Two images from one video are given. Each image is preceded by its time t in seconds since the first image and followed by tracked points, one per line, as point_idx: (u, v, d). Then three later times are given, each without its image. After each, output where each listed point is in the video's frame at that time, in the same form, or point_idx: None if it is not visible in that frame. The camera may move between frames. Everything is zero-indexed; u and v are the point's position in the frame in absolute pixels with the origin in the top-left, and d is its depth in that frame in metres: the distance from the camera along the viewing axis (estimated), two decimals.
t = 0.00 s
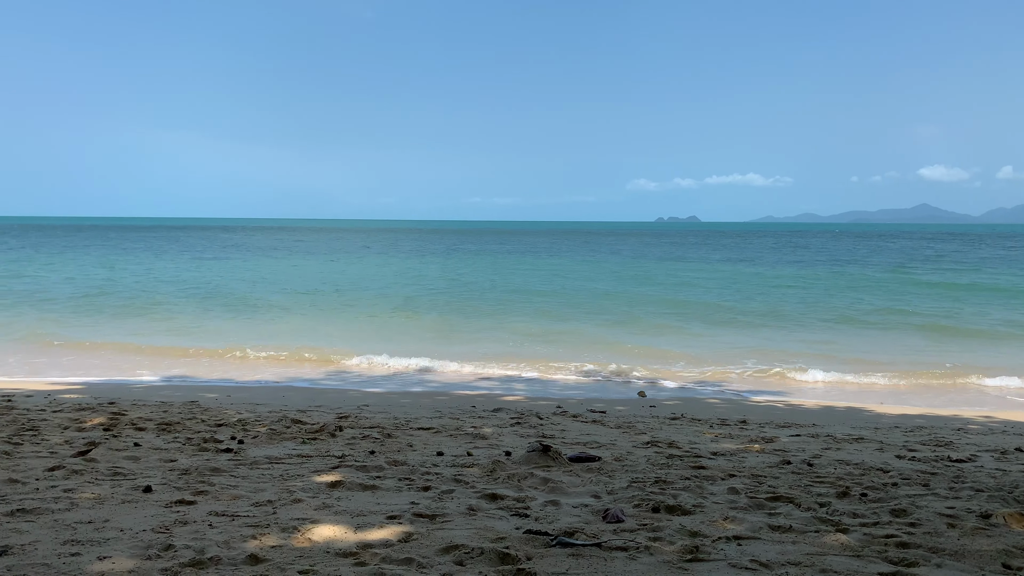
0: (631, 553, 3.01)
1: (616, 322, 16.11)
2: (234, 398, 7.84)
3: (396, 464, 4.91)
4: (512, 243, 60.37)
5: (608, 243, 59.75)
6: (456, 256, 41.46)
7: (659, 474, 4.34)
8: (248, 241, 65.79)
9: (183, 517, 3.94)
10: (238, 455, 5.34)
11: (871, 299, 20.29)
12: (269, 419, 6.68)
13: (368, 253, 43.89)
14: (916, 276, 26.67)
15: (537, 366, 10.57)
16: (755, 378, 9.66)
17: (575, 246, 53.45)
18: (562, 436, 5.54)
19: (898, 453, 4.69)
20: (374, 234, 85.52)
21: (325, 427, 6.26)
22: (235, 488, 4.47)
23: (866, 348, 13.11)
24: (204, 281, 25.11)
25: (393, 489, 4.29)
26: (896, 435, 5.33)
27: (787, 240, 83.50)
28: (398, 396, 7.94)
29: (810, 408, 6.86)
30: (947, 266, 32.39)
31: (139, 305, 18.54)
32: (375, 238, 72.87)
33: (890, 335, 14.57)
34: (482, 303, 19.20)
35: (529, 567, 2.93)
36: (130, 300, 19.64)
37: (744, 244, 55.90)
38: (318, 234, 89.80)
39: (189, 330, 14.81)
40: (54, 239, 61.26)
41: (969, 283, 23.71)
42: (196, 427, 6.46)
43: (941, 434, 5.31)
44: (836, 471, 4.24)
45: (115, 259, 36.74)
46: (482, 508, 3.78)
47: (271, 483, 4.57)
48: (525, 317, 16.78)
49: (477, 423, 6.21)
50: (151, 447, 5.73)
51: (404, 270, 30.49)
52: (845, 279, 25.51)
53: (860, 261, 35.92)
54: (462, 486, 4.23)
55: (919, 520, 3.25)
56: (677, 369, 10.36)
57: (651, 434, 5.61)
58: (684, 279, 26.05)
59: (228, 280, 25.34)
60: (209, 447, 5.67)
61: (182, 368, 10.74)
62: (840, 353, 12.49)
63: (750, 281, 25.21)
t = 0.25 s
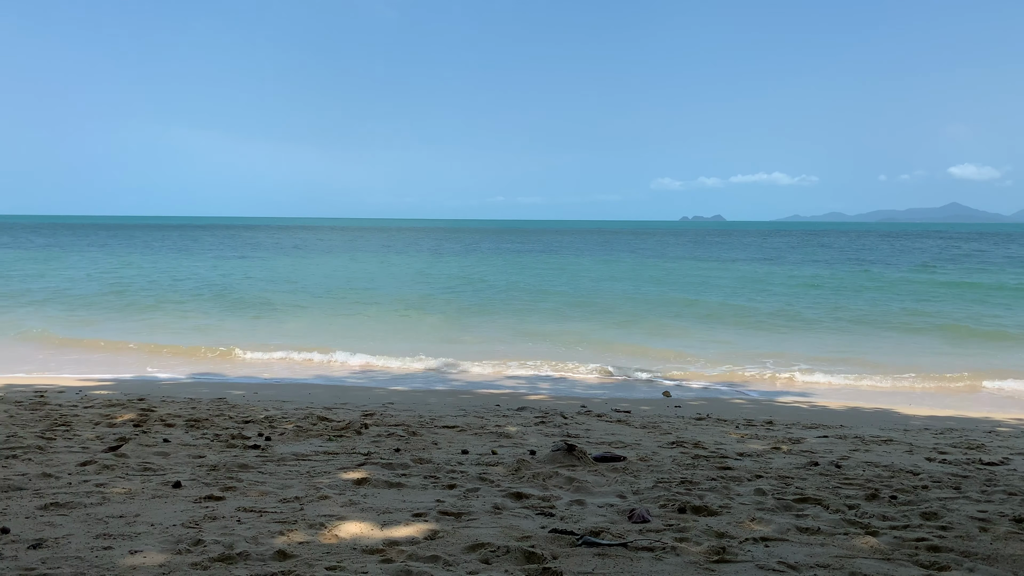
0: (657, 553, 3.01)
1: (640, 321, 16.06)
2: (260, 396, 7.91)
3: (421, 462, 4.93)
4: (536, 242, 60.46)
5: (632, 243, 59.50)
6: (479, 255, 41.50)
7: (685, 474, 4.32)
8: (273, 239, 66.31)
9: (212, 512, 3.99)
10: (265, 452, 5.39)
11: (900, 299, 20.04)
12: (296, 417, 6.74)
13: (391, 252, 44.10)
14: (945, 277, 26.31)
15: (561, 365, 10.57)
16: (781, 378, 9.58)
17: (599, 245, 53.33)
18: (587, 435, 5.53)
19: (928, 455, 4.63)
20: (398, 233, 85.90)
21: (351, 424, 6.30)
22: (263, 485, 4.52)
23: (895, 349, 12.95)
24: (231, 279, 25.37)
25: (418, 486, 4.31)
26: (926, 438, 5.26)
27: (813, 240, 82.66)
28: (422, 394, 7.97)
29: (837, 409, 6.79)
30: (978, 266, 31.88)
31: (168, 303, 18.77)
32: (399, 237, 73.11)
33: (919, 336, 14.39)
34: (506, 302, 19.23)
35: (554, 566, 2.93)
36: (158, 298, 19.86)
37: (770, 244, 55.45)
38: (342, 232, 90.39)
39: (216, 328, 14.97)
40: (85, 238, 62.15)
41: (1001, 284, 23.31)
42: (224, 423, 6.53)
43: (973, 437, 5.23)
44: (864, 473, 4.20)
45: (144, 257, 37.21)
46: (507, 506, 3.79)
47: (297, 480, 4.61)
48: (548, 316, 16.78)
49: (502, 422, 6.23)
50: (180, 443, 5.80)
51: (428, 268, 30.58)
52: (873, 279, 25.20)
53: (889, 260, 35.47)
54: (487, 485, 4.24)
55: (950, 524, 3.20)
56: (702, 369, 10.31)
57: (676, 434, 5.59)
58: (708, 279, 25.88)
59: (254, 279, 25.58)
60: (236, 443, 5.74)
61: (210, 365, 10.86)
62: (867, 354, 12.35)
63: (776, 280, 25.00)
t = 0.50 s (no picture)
0: (685, 554, 3.00)
1: (665, 321, 16.00)
2: (289, 394, 8.00)
3: (448, 461, 4.95)
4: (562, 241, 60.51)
5: (656, 241, 59.24)
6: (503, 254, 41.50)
7: (713, 475, 4.30)
8: (301, 239, 66.78)
9: (243, 509, 4.04)
10: (294, 450, 5.45)
11: (930, 299, 19.76)
12: (324, 415, 6.81)
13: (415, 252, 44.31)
14: (977, 276, 25.88)
15: (587, 365, 10.57)
16: (810, 379, 9.50)
17: (622, 244, 53.09)
18: (614, 435, 5.53)
19: (961, 457, 4.57)
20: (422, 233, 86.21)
21: (378, 423, 6.34)
22: (293, 482, 4.57)
23: (924, 350, 12.78)
24: (258, 279, 25.64)
25: (446, 485, 4.34)
26: (960, 439, 5.18)
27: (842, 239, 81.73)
28: (449, 393, 8.01)
29: (867, 410, 6.73)
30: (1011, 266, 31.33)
31: (197, 303, 19.01)
32: (423, 237, 73.32)
33: (950, 337, 14.19)
34: (531, 302, 19.24)
35: (583, 565, 2.94)
36: (187, 298, 20.14)
37: (797, 243, 54.92)
38: (367, 233, 90.94)
39: (245, 328, 15.14)
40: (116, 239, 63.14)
41: None
42: (253, 422, 6.60)
43: (1007, 438, 5.14)
44: (896, 474, 4.15)
45: (173, 258, 37.72)
46: (535, 506, 3.80)
47: (326, 478, 4.65)
48: (573, 316, 16.77)
49: (528, 422, 6.23)
50: (211, 441, 5.88)
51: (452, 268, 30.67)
52: (902, 279, 24.87)
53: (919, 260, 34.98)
54: (514, 484, 4.25)
55: (985, 527, 3.16)
56: (728, 369, 10.26)
57: (703, 434, 5.56)
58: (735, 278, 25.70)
59: (280, 279, 25.85)
60: (266, 441, 5.80)
61: (239, 363, 11.00)
62: (897, 355, 12.19)
63: (803, 280, 24.75)
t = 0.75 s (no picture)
0: (722, 555, 2.98)
1: (697, 321, 15.90)
2: (323, 393, 8.08)
3: (481, 460, 4.97)
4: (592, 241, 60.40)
5: (688, 240, 58.88)
6: (532, 254, 41.44)
7: (749, 476, 4.26)
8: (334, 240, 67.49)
9: (280, 507, 4.09)
10: (329, 449, 5.50)
11: (969, 297, 19.39)
12: (358, 414, 6.87)
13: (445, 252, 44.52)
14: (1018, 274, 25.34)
15: (618, 365, 10.55)
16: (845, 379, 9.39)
17: (653, 244, 52.77)
18: (647, 436, 5.50)
19: (1004, 458, 4.47)
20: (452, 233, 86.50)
21: (411, 423, 6.38)
22: (329, 481, 4.62)
23: (963, 350, 12.54)
24: (291, 280, 25.95)
25: (479, 484, 4.35)
26: (1002, 440, 5.07)
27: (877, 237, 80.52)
28: (481, 393, 8.05)
29: (905, 410, 6.63)
30: None
31: (232, 304, 19.27)
32: (453, 237, 73.55)
33: (990, 336, 13.91)
34: (562, 302, 19.24)
35: (619, 566, 2.93)
36: (222, 299, 20.44)
37: (832, 241, 54.23)
38: (398, 233, 91.50)
39: (279, 328, 15.33)
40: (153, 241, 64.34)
41: None
42: (288, 421, 6.68)
43: None
44: (937, 476, 4.07)
45: (208, 259, 38.30)
46: (570, 506, 3.79)
47: (361, 476, 4.69)
48: (604, 316, 16.74)
49: (561, 421, 6.23)
50: (247, 439, 5.96)
51: (483, 268, 30.74)
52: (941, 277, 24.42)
53: (958, 258, 34.34)
54: (548, 484, 4.25)
55: None
56: (762, 369, 10.17)
57: (738, 435, 5.51)
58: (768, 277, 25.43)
59: (312, 279, 26.13)
60: (301, 440, 5.87)
61: (274, 363, 11.16)
62: (934, 355, 11.99)
63: (838, 279, 24.43)
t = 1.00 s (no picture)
0: (767, 557, 2.94)
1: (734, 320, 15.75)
2: (361, 392, 8.17)
3: (520, 459, 4.97)
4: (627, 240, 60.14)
5: (725, 239, 58.35)
6: (567, 254, 41.38)
7: (792, 476, 4.20)
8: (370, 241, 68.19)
9: (323, 505, 4.14)
10: (369, 447, 5.55)
11: (1014, 296, 18.94)
12: (397, 413, 6.92)
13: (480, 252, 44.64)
14: None
15: (655, 365, 10.51)
16: (886, 380, 9.25)
17: (689, 243, 52.30)
18: (687, 436, 5.46)
19: None
20: (486, 233, 86.69)
21: (450, 421, 6.41)
22: (369, 479, 4.66)
23: (1009, 350, 12.25)
24: (328, 280, 26.24)
25: (519, 484, 4.35)
26: None
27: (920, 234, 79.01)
28: (518, 392, 8.06)
29: (950, 411, 6.50)
30: None
31: (270, 304, 19.56)
32: (487, 237, 73.65)
33: None
34: (597, 301, 19.20)
35: (662, 567, 2.91)
36: (261, 299, 20.75)
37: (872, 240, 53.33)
38: (432, 233, 92.00)
39: (316, 328, 15.52)
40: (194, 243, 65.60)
41: None
42: (328, 419, 6.76)
43: None
44: (986, 478, 3.98)
45: (247, 260, 38.92)
46: (610, 506, 3.78)
47: (401, 475, 4.73)
48: (639, 315, 16.68)
49: (599, 421, 6.21)
50: (289, 437, 6.04)
51: (518, 268, 30.78)
52: (986, 275, 23.89)
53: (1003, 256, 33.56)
54: (587, 484, 4.24)
55: None
56: (801, 369, 10.05)
57: (780, 436, 5.43)
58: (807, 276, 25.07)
59: (349, 280, 26.39)
60: (341, 438, 5.93)
61: (312, 362, 11.31)
62: (980, 355, 11.75)
63: (878, 277, 24.02)
